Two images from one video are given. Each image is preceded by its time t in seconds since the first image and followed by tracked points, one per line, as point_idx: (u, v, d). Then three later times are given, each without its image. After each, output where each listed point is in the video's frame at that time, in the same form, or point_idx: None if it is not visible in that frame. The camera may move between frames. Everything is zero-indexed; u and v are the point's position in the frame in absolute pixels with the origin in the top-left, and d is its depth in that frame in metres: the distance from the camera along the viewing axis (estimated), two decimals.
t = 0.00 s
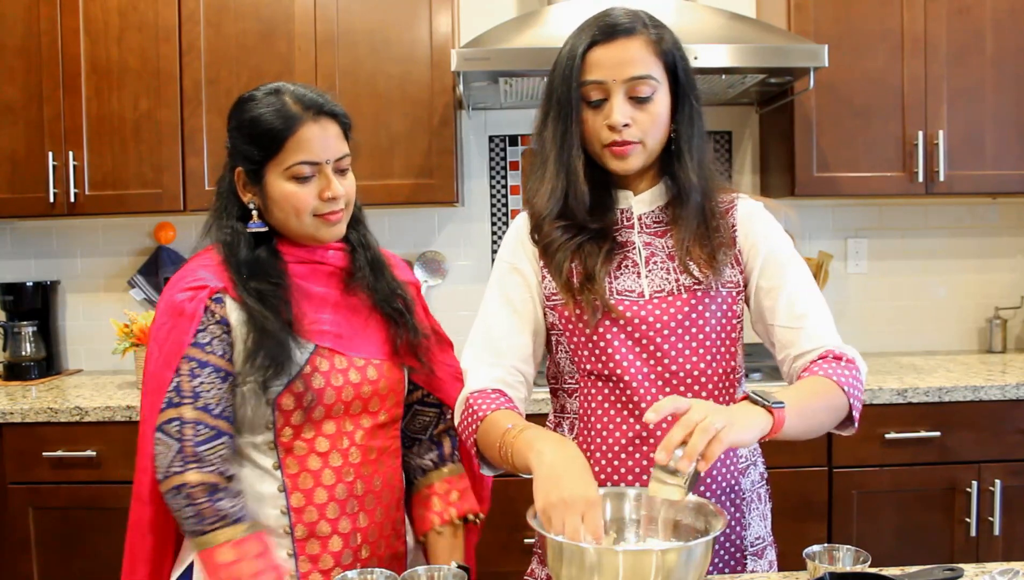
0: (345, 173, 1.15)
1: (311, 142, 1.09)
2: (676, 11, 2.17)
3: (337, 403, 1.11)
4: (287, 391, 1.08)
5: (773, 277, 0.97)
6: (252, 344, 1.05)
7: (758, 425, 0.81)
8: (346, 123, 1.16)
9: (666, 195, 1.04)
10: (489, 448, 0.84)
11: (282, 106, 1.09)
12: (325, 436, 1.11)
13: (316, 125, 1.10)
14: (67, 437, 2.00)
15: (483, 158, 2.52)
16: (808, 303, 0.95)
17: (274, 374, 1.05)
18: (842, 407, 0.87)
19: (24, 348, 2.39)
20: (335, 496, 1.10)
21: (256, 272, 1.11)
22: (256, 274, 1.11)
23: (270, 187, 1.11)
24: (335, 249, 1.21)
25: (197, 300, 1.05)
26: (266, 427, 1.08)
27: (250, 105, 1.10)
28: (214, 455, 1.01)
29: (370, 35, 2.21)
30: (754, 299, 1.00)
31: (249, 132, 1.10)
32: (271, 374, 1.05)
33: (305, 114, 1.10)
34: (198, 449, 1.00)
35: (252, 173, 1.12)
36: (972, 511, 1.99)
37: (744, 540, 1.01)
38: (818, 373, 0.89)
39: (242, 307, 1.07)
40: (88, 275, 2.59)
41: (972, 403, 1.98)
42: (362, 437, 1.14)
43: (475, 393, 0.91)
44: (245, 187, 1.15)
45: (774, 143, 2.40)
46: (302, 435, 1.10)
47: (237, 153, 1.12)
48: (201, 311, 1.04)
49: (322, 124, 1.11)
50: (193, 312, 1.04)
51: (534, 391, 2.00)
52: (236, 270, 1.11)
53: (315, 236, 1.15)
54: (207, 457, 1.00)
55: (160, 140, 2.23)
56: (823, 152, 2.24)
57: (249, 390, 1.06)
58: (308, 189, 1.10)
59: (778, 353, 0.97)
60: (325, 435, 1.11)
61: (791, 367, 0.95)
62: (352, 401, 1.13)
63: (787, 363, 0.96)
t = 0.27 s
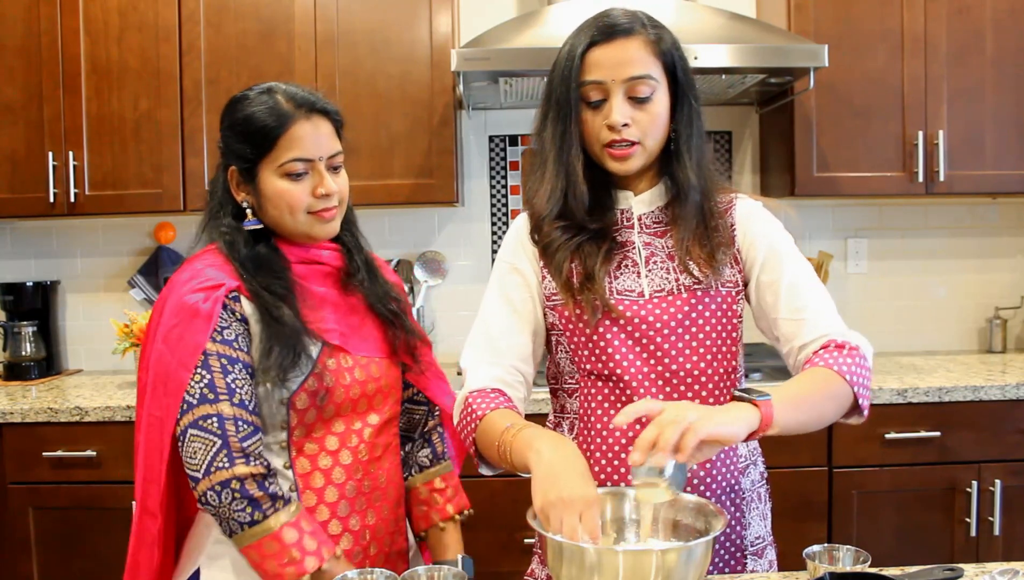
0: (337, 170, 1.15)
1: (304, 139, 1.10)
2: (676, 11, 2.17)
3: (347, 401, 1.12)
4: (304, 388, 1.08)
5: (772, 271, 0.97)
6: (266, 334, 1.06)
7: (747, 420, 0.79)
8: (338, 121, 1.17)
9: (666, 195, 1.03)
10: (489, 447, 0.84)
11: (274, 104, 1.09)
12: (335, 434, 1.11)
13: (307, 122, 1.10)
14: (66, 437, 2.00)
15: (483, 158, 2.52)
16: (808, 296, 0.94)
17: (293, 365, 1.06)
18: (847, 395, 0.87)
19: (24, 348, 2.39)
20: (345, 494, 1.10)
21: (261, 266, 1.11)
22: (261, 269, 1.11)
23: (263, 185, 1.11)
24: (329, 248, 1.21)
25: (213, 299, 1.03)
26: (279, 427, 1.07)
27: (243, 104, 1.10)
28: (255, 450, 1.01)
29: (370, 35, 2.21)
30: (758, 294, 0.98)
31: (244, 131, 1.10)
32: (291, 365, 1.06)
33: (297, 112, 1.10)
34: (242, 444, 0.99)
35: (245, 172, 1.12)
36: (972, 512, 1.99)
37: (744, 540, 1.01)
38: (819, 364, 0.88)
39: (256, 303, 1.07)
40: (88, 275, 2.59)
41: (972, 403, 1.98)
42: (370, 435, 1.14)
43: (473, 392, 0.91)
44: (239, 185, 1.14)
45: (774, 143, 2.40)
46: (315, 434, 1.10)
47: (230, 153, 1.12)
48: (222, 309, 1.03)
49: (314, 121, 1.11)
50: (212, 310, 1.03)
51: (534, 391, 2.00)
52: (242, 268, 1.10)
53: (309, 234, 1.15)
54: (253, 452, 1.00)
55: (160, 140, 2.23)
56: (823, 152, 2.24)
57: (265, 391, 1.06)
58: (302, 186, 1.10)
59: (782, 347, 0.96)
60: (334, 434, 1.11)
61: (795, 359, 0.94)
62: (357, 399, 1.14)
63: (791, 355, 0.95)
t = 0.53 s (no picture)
0: (342, 169, 1.15)
1: (307, 138, 1.10)
2: (676, 11, 2.17)
3: (350, 403, 1.13)
4: (305, 391, 1.08)
5: (769, 261, 0.96)
6: (267, 340, 1.04)
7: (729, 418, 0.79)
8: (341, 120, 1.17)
9: (666, 195, 1.03)
10: (485, 444, 0.84)
11: (279, 102, 1.09)
12: (337, 436, 1.12)
13: (312, 121, 1.10)
14: (66, 437, 1.99)
15: (483, 159, 2.52)
16: (809, 285, 0.93)
17: (294, 368, 1.05)
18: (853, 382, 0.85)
19: (24, 348, 2.39)
20: (346, 496, 1.10)
21: (265, 268, 1.10)
22: (264, 271, 1.10)
23: (267, 184, 1.10)
24: (331, 249, 1.21)
25: (212, 302, 1.02)
26: (282, 428, 1.08)
27: (248, 102, 1.10)
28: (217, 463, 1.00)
29: (370, 35, 2.21)
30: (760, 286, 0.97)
31: (248, 130, 1.10)
32: (291, 369, 1.05)
33: (302, 110, 1.10)
34: (204, 456, 0.99)
35: (249, 170, 1.12)
36: (972, 512, 1.99)
37: (744, 539, 1.01)
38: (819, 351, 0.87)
39: (259, 309, 1.06)
40: (88, 275, 2.59)
41: (972, 403, 1.98)
42: (373, 437, 1.15)
43: (471, 388, 0.91)
44: (242, 185, 1.14)
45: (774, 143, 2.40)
46: (317, 436, 1.10)
47: (234, 151, 1.12)
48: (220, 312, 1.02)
49: (319, 120, 1.12)
50: (209, 314, 1.01)
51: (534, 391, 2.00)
52: (247, 268, 1.09)
53: (316, 233, 1.15)
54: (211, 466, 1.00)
55: (160, 140, 2.23)
56: (823, 152, 2.24)
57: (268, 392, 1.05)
58: (305, 186, 1.10)
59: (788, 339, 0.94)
60: (337, 436, 1.12)
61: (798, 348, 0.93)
62: (360, 401, 1.14)
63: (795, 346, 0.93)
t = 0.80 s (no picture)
0: (348, 168, 1.15)
1: (312, 137, 1.10)
2: (676, 12, 2.17)
3: (345, 406, 1.12)
4: (296, 394, 1.08)
5: (769, 254, 0.96)
6: (260, 347, 1.05)
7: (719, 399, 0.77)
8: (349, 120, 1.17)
9: (665, 195, 1.03)
10: (483, 442, 0.84)
11: (285, 102, 1.10)
12: (330, 439, 1.11)
13: (317, 120, 1.10)
14: (66, 437, 1.99)
15: (483, 159, 2.52)
16: (809, 275, 0.93)
17: (283, 373, 1.05)
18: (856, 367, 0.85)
19: (24, 347, 2.39)
20: (337, 500, 1.09)
21: (263, 270, 1.10)
22: (262, 272, 1.10)
23: (272, 183, 1.11)
24: (338, 250, 1.21)
25: (200, 304, 1.04)
26: (272, 431, 1.09)
27: (255, 102, 1.11)
28: (162, 458, 1.03)
29: (370, 36, 2.21)
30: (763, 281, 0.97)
31: (253, 129, 1.10)
32: (281, 373, 1.05)
33: (306, 109, 1.10)
34: (149, 449, 1.03)
35: (254, 169, 1.12)
36: (972, 512, 1.99)
37: (743, 538, 1.01)
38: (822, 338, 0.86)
39: (251, 315, 1.07)
40: (88, 275, 2.59)
41: (972, 403, 1.98)
42: (368, 441, 1.13)
43: (469, 387, 0.91)
44: (250, 184, 1.15)
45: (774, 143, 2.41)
46: (308, 437, 1.10)
47: (240, 150, 1.13)
48: (204, 315, 1.04)
49: (324, 118, 1.11)
50: (194, 315, 1.03)
51: (534, 391, 2.00)
52: (245, 270, 1.10)
53: (321, 233, 1.15)
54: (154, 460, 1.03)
55: (160, 140, 2.23)
56: (823, 152, 2.24)
57: (258, 395, 1.06)
58: (309, 187, 1.10)
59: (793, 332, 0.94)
60: (329, 439, 1.11)
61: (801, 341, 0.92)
62: (356, 405, 1.13)
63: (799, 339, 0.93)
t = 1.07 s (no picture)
0: (346, 174, 1.13)
1: (309, 141, 1.09)
2: (676, 11, 2.17)
3: (328, 407, 1.11)
4: (275, 394, 1.08)
5: (772, 249, 0.97)
6: (239, 350, 1.05)
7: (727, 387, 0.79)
8: (347, 123, 1.16)
9: (667, 195, 1.03)
10: (483, 443, 0.84)
11: (283, 106, 1.09)
12: (314, 438, 1.10)
13: (313, 125, 1.10)
14: (66, 437, 2.00)
15: (483, 159, 2.52)
16: (812, 268, 0.93)
17: (259, 377, 1.05)
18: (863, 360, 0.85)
19: (24, 347, 2.39)
20: (320, 499, 1.09)
21: (250, 273, 1.11)
22: (250, 274, 1.11)
23: (270, 188, 1.11)
24: (338, 250, 1.20)
25: (181, 303, 1.07)
26: (254, 430, 1.10)
27: (255, 106, 1.11)
28: (140, 449, 1.06)
29: (370, 36, 2.21)
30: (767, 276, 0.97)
31: (250, 131, 1.10)
32: (257, 377, 1.05)
33: (302, 115, 1.10)
34: (129, 440, 1.07)
35: (252, 174, 1.12)
36: (972, 512, 1.99)
37: (743, 538, 1.01)
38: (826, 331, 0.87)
39: (231, 314, 1.08)
40: (88, 275, 2.59)
41: (972, 403, 1.98)
42: (353, 441, 1.12)
43: (469, 386, 0.91)
44: (248, 188, 1.15)
45: (774, 143, 2.41)
46: (290, 436, 1.10)
47: (237, 155, 1.14)
48: (185, 312, 1.07)
49: (320, 123, 1.10)
50: (175, 313, 1.07)
51: (534, 391, 2.00)
52: (234, 273, 1.11)
53: (316, 237, 1.15)
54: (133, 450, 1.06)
55: (161, 140, 2.24)
56: (823, 152, 2.25)
57: (235, 393, 1.09)
58: (306, 190, 1.09)
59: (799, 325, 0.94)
60: (313, 438, 1.10)
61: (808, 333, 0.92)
62: (343, 406, 1.12)
63: (806, 330, 0.93)
